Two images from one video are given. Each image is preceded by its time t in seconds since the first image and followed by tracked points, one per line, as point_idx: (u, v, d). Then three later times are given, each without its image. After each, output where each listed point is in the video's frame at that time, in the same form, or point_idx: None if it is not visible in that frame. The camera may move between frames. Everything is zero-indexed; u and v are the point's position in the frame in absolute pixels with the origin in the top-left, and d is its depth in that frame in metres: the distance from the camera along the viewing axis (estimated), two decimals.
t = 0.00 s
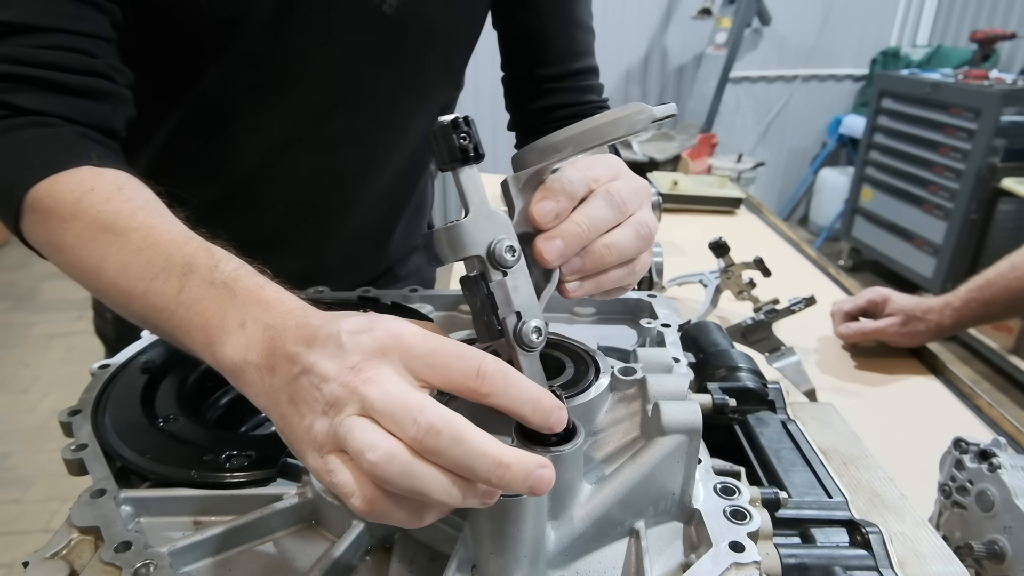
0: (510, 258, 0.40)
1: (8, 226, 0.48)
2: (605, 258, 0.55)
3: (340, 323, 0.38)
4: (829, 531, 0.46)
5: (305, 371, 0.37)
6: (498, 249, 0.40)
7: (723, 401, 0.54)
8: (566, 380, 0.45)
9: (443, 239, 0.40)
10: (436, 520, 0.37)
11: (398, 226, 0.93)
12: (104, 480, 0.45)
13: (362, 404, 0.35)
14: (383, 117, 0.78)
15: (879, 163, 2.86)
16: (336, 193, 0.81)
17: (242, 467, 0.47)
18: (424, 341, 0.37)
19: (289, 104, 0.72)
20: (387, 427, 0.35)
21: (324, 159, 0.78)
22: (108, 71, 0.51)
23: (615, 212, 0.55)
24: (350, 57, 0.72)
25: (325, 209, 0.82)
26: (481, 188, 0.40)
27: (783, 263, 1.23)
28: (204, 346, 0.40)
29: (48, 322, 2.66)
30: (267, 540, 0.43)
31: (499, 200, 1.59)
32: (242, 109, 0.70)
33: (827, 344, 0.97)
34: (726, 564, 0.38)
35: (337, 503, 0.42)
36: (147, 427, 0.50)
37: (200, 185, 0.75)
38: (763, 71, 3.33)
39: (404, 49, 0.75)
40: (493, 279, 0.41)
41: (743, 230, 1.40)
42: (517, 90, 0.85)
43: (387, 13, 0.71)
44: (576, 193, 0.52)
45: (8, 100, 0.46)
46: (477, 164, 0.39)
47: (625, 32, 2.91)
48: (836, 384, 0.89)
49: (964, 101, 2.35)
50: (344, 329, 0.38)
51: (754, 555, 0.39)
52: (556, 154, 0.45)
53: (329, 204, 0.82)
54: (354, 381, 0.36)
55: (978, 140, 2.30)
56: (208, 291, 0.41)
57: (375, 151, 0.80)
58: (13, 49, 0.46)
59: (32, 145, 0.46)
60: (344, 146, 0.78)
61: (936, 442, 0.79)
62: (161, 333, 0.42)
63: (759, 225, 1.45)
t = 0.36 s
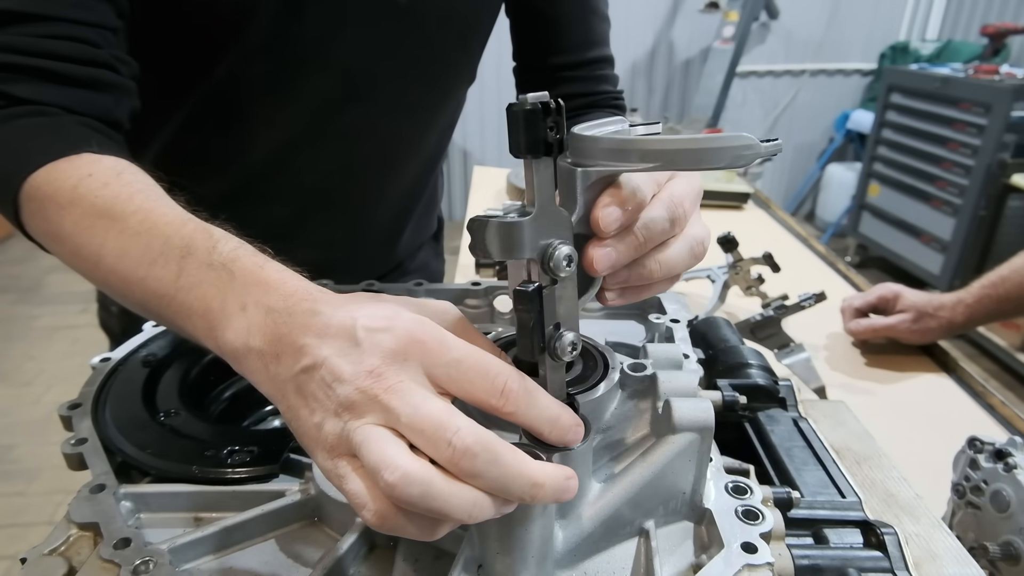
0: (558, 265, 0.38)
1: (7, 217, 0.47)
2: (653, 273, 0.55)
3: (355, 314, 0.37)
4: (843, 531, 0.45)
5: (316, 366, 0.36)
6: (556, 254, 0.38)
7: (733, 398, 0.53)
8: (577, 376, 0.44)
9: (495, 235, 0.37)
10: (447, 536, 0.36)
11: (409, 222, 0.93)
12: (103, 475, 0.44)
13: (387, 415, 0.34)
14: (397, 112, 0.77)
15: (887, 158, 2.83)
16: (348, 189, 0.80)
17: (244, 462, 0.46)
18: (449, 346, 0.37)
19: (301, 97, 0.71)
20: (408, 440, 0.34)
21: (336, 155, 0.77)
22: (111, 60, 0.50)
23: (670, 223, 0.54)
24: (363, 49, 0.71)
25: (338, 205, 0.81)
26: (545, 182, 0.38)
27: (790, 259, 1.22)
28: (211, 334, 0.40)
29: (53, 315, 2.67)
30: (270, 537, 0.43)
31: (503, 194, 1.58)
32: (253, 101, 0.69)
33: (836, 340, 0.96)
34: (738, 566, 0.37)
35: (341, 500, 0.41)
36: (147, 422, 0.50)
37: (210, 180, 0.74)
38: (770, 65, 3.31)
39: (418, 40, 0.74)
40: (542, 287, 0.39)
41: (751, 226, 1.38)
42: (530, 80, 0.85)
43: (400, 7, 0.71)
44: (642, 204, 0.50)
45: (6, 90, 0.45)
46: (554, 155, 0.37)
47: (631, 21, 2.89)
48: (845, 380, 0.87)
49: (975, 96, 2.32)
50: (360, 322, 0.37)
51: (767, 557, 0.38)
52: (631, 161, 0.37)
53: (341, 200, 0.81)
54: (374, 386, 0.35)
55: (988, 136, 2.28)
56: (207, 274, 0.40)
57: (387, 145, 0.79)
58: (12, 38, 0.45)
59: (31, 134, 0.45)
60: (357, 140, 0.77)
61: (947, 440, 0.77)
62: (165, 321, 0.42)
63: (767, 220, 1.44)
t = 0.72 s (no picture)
0: (588, 179, 0.39)
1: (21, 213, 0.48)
2: (678, 203, 0.57)
3: (346, 240, 0.38)
4: (844, 529, 0.45)
5: (317, 297, 0.37)
6: (585, 166, 0.39)
7: (735, 395, 0.53)
8: (576, 373, 0.45)
9: (529, 139, 0.38)
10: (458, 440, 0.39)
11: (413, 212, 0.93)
12: (108, 469, 0.44)
13: (399, 331, 0.37)
14: (396, 103, 0.77)
15: (893, 155, 2.82)
16: (351, 182, 0.81)
17: (247, 457, 0.47)
18: (441, 260, 0.38)
19: (302, 90, 0.71)
20: (425, 352, 0.37)
21: (337, 150, 0.77)
22: (111, 60, 0.50)
23: (705, 158, 0.56)
24: (361, 38, 0.71)
25: (341, 200, 0.82)
26: (589, 93, 0.38)
27: (794, 257, 1.21)
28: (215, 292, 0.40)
29: (57, 310, 2.67)
30: (273, 531, 0.43)
31: (507, 190, 1.57)
32: (256, 93, 0.69)
33: (839, 338, 0.96)
34: (739, 563, 0.37)
35: (343, 495, 0.42)
36: (151, 416, 0.50)
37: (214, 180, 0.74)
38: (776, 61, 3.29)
39: (413, 22, 0.73)
40: (565, 198, 0.40)
41: (755, 224, 1.38)
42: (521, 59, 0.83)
43: None
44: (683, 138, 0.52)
45: (14, 91, 0.46)
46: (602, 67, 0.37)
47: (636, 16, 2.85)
48: (848, 378, 0.87)
49: (982, 92, 2.31)
50: (353, 247, 0.38)
51: (767, 554, 0.38)
52: (685, 81, 0.38)
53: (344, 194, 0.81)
54: (378, 305, 0.37)
55: (996, 133, 2.26)
56: (208, 230, 0.40)
57: (389, 133, 0.79)
58: (14, 42, 0.46)
59: (37, 130, 0.45)
60: (358, 128, 0.77)
61: (950, 439, 0.77)
62: (172, 283, 0.42)
63: (771, 217, 1.43)
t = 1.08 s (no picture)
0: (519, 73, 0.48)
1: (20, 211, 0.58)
2: (589, 109, 0.65)
3: (279, 162, 0.47)
4: (830, 520, 0.47)
5: (269, 214, 0.46)
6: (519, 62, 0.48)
7: (729, 393, 0.55)
8: (575, 373, 0.48)
9: (480, 27, 0.46)
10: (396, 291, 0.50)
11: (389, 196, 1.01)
12: (131, 460, 0.47)
13: (341, 228, 0.46)
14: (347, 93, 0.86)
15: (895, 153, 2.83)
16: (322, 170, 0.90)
17: (262, 450, 0.49)
18: (350, 159, 0.46)
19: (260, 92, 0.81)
20: (365, 236, 0.47)
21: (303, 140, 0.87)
22: (82, 80, 0.61)
23: (616, 77, 0.64)
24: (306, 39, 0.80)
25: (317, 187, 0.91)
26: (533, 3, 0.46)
27: (793, 257, 1.23)
28: (180, 220, 0.49)
29: (65, 305, 2.70)
30: (287, 520, 0.45)
31: (510, 189, 1.59)
32: (230, 98, 0.79)
33: (835, 337, 0.98)
34: (727, 552, 0.40)
35: (355, 485, 0.44)
36: (169, 409, 0.52)
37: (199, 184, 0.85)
38: (779, 59, 3.29)
39: (366, 34, 0.84)
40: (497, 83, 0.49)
41: (754, 224, 1.40)
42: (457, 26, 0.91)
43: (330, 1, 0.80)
44: (606, 52, 0.60)
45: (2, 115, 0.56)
46: None
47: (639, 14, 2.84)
48: (843, 377, 0.89)
49: (983, 90, 2.32)
50: (286, 167, 0.46)
51: (754, 543, 0.40)
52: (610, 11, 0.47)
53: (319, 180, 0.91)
54: (317, 210, 0.46)
55: (997, 132, 2.28)
56: (167, 183, 0.48)
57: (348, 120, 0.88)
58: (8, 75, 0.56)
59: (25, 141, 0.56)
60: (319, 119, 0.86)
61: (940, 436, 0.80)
62: (159, 236, 0.52)
63: (771, 217, 1.45)
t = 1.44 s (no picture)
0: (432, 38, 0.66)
1: None
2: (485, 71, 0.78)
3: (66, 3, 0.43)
4: (819, 507, 0.53)
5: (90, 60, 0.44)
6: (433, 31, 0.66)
7: (729, 393, 0.62)
8: (593, 376, 0.54)
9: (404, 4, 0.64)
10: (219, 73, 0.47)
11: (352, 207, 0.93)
12: (199, 452, 0.53)
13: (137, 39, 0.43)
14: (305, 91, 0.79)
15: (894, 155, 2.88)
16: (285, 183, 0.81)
17: (312, 443, 0.55)
18: None
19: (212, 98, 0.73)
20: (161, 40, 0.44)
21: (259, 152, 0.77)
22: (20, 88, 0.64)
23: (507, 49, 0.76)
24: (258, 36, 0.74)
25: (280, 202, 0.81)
26: None
27: (791, 262, 1.29)
28: (57, 106, 0.47)
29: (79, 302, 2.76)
30: (338, 505, 0.51)
31: (518, 195, 1.65)
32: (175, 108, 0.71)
33: (830, 339, 1.04)
34: (728, 533, 0.46)
35: (400, 475, 0.50)
36: (227, 406, 0.58)
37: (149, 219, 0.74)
38: (781, 60, 3.34)
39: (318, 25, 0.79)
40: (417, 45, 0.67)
41: (754, 229, 1.45)
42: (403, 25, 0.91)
43: None
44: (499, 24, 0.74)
45: None
46: None
47: (643, 18, 2.89)
48: (837, 377, 0.95)
49: (980, 93, 2.37)
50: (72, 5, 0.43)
51: (752, 525, 0.46)
52: None
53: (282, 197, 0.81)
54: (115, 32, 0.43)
55: (994, 135, 2.33)
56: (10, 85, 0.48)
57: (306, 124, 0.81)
58: None
59: None
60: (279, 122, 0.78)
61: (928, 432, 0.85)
62: (44, 143, 0.53)
63: (769, 222, 1.51)
